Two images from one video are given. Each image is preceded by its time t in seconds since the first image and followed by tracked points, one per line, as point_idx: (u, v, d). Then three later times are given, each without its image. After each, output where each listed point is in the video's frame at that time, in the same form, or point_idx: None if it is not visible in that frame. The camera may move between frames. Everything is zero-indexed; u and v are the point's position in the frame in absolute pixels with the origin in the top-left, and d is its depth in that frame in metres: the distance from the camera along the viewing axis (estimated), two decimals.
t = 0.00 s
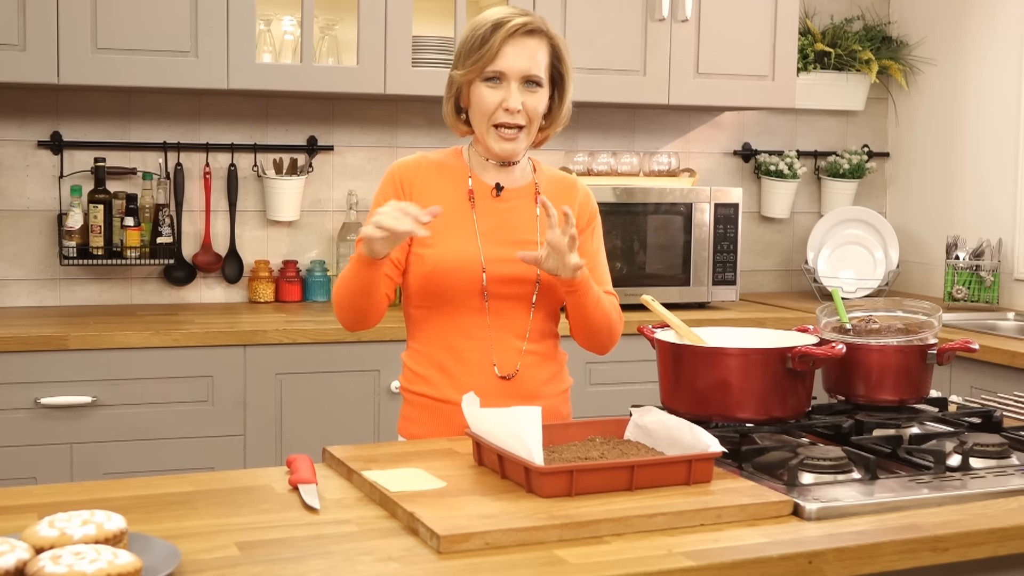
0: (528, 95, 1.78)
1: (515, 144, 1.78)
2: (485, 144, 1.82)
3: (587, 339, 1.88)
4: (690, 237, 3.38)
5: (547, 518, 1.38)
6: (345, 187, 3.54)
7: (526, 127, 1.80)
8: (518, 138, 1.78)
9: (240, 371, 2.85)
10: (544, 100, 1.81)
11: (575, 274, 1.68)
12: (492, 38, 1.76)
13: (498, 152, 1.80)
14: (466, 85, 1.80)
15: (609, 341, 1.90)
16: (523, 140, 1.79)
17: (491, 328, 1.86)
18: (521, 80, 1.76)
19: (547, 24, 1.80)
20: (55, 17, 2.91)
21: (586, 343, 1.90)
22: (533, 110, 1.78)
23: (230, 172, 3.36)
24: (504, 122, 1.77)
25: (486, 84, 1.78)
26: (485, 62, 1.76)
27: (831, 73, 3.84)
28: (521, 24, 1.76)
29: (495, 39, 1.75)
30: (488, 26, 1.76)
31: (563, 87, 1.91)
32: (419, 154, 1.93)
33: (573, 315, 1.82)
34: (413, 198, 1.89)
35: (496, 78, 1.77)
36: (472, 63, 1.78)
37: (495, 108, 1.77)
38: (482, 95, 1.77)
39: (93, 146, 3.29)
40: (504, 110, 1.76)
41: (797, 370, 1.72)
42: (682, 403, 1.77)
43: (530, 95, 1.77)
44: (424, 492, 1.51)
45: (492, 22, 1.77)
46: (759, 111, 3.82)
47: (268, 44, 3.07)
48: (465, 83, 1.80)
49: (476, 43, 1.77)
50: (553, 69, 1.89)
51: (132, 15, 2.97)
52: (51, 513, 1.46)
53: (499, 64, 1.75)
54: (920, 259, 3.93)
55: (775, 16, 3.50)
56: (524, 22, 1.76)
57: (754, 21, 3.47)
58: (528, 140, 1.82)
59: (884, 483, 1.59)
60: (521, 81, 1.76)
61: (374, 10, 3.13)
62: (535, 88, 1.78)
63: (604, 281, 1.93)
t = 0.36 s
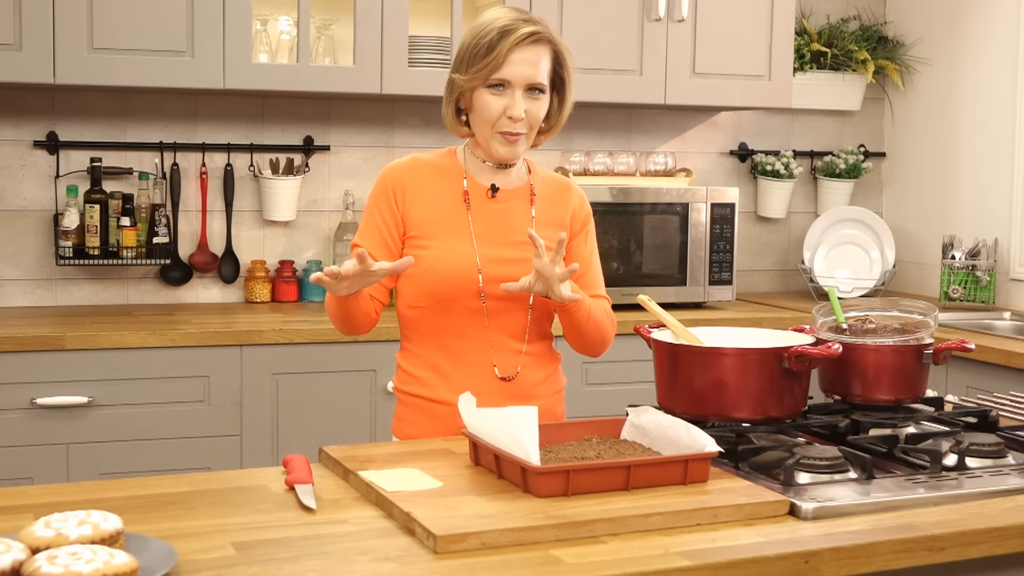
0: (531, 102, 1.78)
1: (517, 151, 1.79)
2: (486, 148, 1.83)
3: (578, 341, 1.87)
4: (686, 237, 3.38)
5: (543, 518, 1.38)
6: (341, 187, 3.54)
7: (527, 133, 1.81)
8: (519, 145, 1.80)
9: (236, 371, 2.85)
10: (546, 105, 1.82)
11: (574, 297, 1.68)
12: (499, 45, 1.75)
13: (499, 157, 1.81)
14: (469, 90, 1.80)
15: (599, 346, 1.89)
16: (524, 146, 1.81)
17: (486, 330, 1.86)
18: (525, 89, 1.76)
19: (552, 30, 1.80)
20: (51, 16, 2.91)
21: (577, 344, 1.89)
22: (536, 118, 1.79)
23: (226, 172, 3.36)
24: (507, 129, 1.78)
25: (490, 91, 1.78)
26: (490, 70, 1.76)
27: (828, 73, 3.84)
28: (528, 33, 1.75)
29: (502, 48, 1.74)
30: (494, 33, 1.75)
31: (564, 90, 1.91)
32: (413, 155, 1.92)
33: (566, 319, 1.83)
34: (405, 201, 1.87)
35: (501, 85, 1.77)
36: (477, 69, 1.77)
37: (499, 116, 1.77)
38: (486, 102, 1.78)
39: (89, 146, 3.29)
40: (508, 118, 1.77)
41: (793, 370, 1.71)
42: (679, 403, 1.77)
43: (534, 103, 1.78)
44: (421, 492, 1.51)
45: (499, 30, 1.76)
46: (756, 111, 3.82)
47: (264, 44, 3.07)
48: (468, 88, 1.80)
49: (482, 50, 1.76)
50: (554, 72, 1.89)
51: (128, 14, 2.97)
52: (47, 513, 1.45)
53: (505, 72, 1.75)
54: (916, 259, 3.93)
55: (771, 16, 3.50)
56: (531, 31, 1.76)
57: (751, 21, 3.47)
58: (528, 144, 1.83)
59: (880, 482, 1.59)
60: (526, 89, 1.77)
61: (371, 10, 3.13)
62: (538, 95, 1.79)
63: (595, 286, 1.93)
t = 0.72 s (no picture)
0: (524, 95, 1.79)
1: (508, 143, 1.79)
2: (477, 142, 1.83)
3: (566, 343, 1.89)
4: (683, 236, 3.38)
5: (540, 518, 1.38)
6: (338, 187, 3.54)
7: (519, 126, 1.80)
8: (511, 137, 1.79)
9: (233, 371, 2.85)
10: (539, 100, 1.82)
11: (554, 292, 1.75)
12: (492, 37, 1.75)
13: (491, 150, 1.81)
14: (461, 82, 1.80)
15: (589, 345, 1.91)
16: (516, 139, 1.81)
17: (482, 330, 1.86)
18: (518, 80, 1.77)
19: (545, 25, 1.81)
20: (48, 16, 2.91)
21: (565, 345, 1.90)
22: (528, 111, 1.78)
23: (223, 172, 3.36)
24: (499, 120, 1.78)
25: (483, 83, 1.78)
26: (483, 61, 1.76)
27: (825, 73, 3.85)
28: (522, 25, 1.76)
29: (496, 39, 1.74)
30: (488, 25, 1.76)
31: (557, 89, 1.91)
32: (405, 156, 1.92)
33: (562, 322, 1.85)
34: (399, 202, 1.86)
35: (494, 77, 1.77)
36: (470, 61, 1.77)
37: (491, 107, 1.77)
38: (479, 94, 1.77)
39: (85, 145, 3.29)
40: (501, 108, 1.76)
41: (790, 370, 1.71)
42: (676, 403, 1.77)
43: (527, 96, 1.78)
44: (417, 491, 1.51)
45: (493, 22, 1.77)
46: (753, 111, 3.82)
47: (262, 44, 3.07)
48: (461, 80, 1.80)
49: (475, 41, 1.76)
50: (548, 69, 1.89)
51: (125, 14, 2.96)
52: (44, 513, 1.45)
53: (498, 64, 1.75)
54: (912, 258, 3.94)
55: (768, 16, 3.50)
56: (523, 24, 1.76)
57: (748, 21, 3.48)
58: (521, 139, 1.83)
59: (877, 482, 1.59)
60: (519, 81, 1.77)
61: (368, 10, 3.13)
62: (531, 89, 1.79)
63: (587, 289, 1.97)
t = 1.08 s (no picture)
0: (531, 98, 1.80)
1: (516, 145, 1.80)
2: (481, 142, 1.83)
3: (563, 334, 1.97)
4: (681, 236, 3.38)
5: (537, 518, 1.38)
6: (335, 187, 3.54)
7: (525, 127, 1.82)
8: (518, 140, 1.81)
9: (230, 371, 2.85)
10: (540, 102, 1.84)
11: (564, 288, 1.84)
12: (509, 40, 1.75)
13: (495, 150, 1.81)
14: (472, 83, 1.78)
15: (583, 337, 1.98)
16: (521, 141, 1.82)
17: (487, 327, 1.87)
18: (531, 84, 1.78)
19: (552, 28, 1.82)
20: (44, 16, 2.91)
21: (560, 336, 1.98)
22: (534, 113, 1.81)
23: (220, 172, 3.36)
24: (510, 122, 1.78)
25: (497, 85, 1.77)
26: (500, 64, 1.75)
27: (821, 73, 3.85)
28: (539, 30, 1.76)
29: (515, 42, 1.74)
30: (505, 27, 1.75)
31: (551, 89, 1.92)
32: (396, 157, 1.91)
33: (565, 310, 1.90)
34: (396, 202, 1.86)
35: (508, 80, 1.77)
36: (485, 63, 1.76)
37: (504, 109, 1.77)
38: (492, 96, 1.77)
39: (82, 145, 3.28)
40: (514, 112, 1.77)
41: (787, 370, 1.72)
42: (673, 403, 1.77)
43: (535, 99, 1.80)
44: (414, 491, 1.50)
45: (509, 24, 1.76)
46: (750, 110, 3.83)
47: (259, 44, 3.06)
48: (472, 81, 1.78)
49: (492, 43, 1.75)
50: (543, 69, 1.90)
51: (122, 14, 2.96)
52: (41, 513, 1.45)
53: (515, 68, 1.75)
54: (909, 258, 3.94)
55: (765, 16, 3.50)
56: (540, 27, 1.77)
57: (745, 20, 3.48)
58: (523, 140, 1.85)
59: (874, 481, 1.59)
60: (530, 84, 1.78)
61: (365, 10, 3.13)
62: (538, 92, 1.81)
63: (580, 282, 2.00)
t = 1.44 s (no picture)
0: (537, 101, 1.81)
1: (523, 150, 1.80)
2: (487, 145, 1.83)
3: (559, 332, 1.98)
4: (677, 236, 3.38)
5: (534, 518, 1.38)
6: (332, 187, 3.54)
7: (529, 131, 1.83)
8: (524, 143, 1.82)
9: (227, 371, 2.85)
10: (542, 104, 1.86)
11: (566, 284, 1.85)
12: (520, 46, 1.75)
13: (501, 153, 1.82)
14: (481, 88, 1.78)
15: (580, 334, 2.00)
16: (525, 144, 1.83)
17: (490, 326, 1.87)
18: (538, 89, 1.79)
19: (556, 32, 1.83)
20: (40, 16, 2.90)
21: (554, 335, 1.99)
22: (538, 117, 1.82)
23: (217, 172, 3.36)
24: (517, 127, 1.79)
25: (506, 90, 1.77)
26: (511, 70, 1.75)
27: (818, 73, 3.85)
28: (547, 35, 1.77)
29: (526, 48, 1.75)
30: (515, 33, 1.75)
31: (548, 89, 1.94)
32: (394, 157, 1.91)
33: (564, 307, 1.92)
34: (397, 203, 1.85)
35: (516, 85, 1.78)
36: (496, 69, 1.76)
37: (511, 114, 1.78)
38: (501, 101, 1.77)
39: (78, 145, 3.28)
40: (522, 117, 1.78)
41: (784, 370, 1.71)
42: (670, 403, 1.77)
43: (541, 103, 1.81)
44: (411, 491, 1.50)
45: (518, 30, 1.76)
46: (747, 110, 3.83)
47: (255, 44, 3.06)
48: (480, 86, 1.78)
49: (502, 49, 1.75)
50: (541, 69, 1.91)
51: (118, 14, 2.96)
52: (37, 513, 1.45)
53: (526, 73, 1.76)
54: (906, 258, 3.94)
55: (762, 16, 3.51)
56: (547, 33, 1.78)
57: (741, 20, 3.48)
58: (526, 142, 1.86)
59: (870, 481, 1.59)
60: (538, 89, 1.79)
61: (362, 10, 3.13)
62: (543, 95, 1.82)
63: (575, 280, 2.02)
